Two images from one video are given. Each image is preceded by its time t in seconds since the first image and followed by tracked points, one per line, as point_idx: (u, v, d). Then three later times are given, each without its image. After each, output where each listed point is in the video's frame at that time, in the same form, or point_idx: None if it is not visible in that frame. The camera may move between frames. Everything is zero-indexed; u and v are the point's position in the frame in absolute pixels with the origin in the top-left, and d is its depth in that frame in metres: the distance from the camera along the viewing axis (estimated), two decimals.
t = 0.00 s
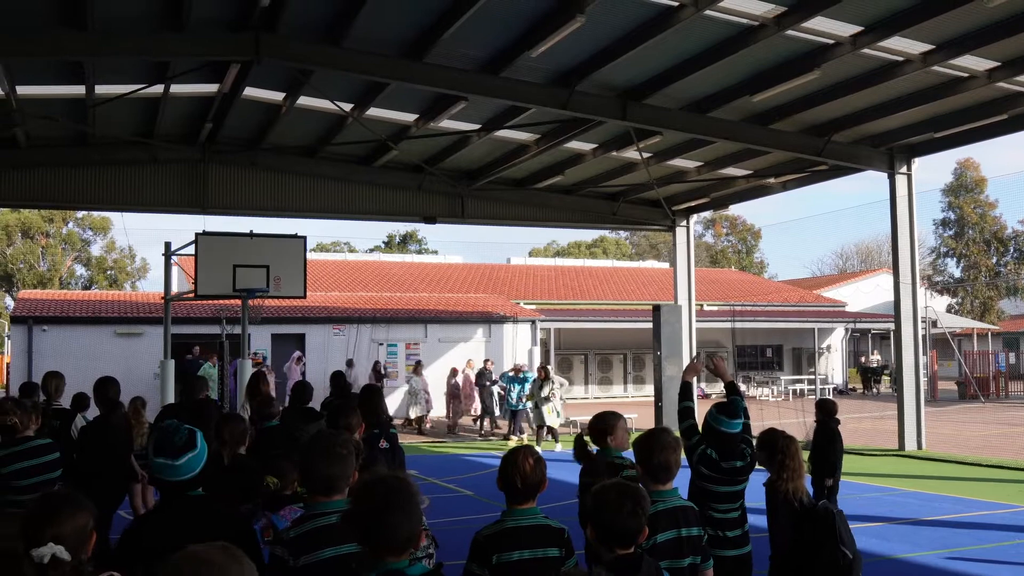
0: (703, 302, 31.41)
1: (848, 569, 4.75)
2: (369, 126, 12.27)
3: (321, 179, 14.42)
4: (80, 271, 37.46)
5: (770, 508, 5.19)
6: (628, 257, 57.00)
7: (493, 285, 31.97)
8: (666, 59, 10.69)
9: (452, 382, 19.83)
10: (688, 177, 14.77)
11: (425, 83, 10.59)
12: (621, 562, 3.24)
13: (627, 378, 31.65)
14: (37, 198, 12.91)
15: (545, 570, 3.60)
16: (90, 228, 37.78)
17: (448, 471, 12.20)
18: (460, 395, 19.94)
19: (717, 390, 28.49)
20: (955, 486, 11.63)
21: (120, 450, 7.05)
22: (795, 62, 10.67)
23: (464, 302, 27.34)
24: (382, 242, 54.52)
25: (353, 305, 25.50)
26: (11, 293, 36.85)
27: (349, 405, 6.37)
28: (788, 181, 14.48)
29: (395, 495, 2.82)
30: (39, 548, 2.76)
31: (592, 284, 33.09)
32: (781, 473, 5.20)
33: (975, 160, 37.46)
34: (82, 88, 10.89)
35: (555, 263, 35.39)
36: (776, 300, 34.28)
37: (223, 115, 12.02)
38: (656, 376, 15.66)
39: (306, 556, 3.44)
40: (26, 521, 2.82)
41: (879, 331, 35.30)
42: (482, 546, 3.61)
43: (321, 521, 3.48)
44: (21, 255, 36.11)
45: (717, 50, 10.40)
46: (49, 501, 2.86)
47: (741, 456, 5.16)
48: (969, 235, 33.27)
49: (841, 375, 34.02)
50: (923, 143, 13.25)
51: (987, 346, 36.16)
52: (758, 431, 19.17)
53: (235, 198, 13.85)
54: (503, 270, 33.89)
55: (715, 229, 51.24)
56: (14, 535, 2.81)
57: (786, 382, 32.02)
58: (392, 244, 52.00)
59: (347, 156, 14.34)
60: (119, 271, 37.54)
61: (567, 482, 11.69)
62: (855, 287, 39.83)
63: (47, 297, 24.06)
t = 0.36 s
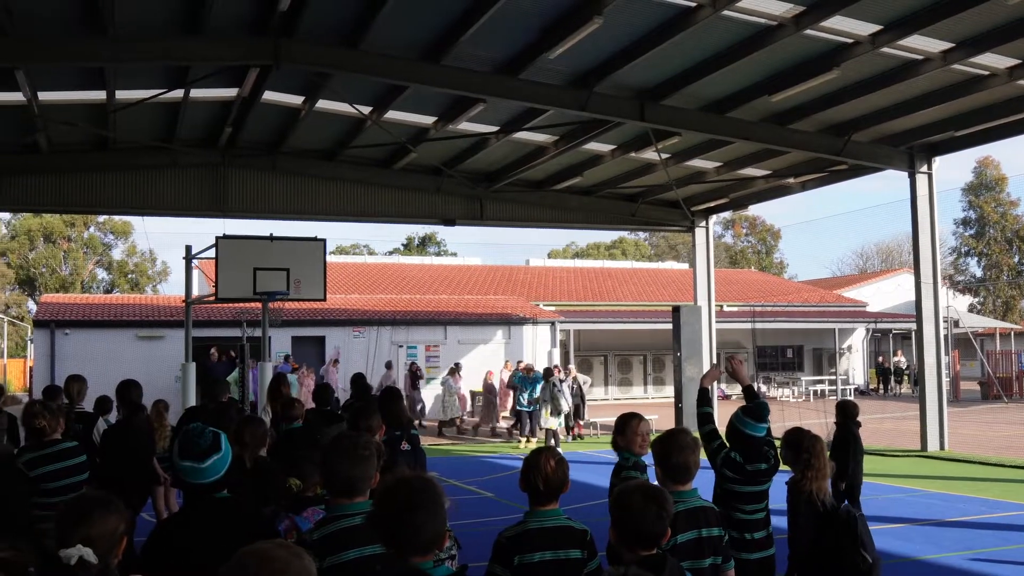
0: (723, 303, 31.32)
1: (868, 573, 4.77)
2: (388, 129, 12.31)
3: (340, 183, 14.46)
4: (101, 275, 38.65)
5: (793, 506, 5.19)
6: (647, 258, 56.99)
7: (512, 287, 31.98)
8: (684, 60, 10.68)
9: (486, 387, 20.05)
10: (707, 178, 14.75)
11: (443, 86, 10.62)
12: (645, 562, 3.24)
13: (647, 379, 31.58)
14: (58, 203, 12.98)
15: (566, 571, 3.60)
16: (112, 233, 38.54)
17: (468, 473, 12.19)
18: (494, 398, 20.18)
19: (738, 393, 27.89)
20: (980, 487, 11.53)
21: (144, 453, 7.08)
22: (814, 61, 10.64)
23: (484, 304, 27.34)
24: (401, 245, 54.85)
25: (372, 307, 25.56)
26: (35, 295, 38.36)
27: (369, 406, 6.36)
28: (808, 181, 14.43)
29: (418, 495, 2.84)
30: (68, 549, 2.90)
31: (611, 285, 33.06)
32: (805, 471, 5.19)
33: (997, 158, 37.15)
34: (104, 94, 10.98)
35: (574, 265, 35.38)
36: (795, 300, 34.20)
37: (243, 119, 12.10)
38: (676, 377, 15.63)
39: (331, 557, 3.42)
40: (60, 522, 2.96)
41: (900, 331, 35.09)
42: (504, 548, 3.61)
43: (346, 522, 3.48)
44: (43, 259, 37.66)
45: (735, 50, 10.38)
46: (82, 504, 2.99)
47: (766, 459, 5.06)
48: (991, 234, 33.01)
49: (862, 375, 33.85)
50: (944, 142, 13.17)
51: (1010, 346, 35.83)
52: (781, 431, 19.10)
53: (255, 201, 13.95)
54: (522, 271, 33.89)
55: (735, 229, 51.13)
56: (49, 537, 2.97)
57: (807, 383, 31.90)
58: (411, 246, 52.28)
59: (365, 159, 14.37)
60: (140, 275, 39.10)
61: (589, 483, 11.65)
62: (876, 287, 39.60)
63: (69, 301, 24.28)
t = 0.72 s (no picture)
0: (747, 304, 31.23)
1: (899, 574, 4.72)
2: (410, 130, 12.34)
3: (362, 185, 14.51)
4: (126, 277, 39.69)
5: (820, 509, 5.16)
6: (669, 259, 56.94)
7: (533, 288, 31.99)
8: (706, 60, 10.65)
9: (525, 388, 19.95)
10: (729, 178, 14.71)
11: (465, 87, 10.63)
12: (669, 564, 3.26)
13: (669, 380, 31.53)
14: (86, 205, 13.14)
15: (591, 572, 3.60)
16: (136, 235, 39.49)
17: (492, 475, 12.20)
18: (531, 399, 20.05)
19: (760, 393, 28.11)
20: (1007, 489, 11.44)
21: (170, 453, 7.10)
22: (837, 60, 10.59)
23: (507, 305, 27.33)
24: (424, 246, 55.08)
25: (394, 309, 25.62)
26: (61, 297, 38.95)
27: (394, 406, 6.37)
28: (831, 181, 14.37)
29: (444, 496, 2.85)
30: (99, 550, 2.97)
31: (633, 286, 33.03)
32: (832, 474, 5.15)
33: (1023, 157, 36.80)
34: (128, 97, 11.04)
35: (595, 266, 35.36)
36: (818, 301, 34.08)
37: (266, 121, 12.16)
38: (699, 378, 15.60)
39: (357, 559, 3.39)
40: (93, 520, 3.04)
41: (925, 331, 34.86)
42: (531, 548, 3.60)
43: (376, 523, 3.45)
44: (69, 261, 38.50)
45: (758, 49, 10.35)
46: (114, 504, 3.07)
47: (788, 455, 5.11)
48: (1017, 234, 32.72)
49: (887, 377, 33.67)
50: (969, 141, 13.07)
51: None
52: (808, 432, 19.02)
53: (278, 203, 14.03)
54: (543, 272, 33.89)
55: (758, 230, 50.97)
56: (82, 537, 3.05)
57: (830, 384, 31.79)
58: (434, 248, 52.50)
59: (388, 161, 14.40)
60: (164, 277, 40.32)
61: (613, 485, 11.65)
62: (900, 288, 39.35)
63: (93, 303, 24.49)
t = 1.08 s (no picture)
0: (772, 303, 31.11)
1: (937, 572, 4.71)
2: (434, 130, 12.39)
3: (387, 184, 14.56)
4: (152, 277, 40.03)
5: (851, 506, 5.14)
6: (693, 258, 56.80)
7: (558, 287, 31.97)
8: (730, 59, 10.64)
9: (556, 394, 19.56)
10: (754, 177, 14.68)
11: (488, 87, 10.66)
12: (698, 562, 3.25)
13: (694, 379, 31.46)
14: (111, 206, 13.28)
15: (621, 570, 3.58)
16: (162, 235, 39.87)
17: (517, 473, 12.22)
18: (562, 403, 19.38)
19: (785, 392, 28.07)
20: None
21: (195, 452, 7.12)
22: (862, 58, 10.54)
23: (531, 304, 27.33)
24: (447, 245, 55.24)
25: (419, 308, 25.66)
26: (87, 297, 39.49)
27: (420, 406, 6.33)
28: (856, 179, 14.31)
29: (472, 494, 2.84)
30: (128, 548, 3.05)
31: (657, 284, 32.97)
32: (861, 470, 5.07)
33: None
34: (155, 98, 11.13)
35: (619, 265, 35.35)
36: (844, 299, 33.90)
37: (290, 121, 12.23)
38: (723, 377, 15.59)
39: (384, 557, 3.35)
40: (121, 519, 3.12)
41: (952, 329, 34.59)
42: (560, 547, 3.60)
43: (402, 521, 3.41)
44: (96, 261, 38.86)
45: (783, 47, 10.31)
46: (140, 503, 3.16)
47: (806, 452, 5.10)
48: None
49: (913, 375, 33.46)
50: (996, 138, 12.97)
51: None
52: (834, 430, 18.95)
53: (303, 202, 14.11)
54: (566, 270, 33.88)
55: (782, 228, 50.70)
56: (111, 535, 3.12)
57: (856, 383, 31.67)
58: (457, 247, 52.66)
59: (412, 160, 14.43)
60: (189, 277, 40.52)
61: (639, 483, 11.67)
62: (926, 286, 39.07)
63: (120, 302, 24.64)
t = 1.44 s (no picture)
0: (796, 300, 31.01)
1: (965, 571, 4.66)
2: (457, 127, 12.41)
3: (411, 181, 14.62)
4: (176, 274, 40.14)
5: (879, 506, 5.10)
6: (716, 254, 56.71)
7: (580, 284, 31.98)
8: (753, 54, 10.59)
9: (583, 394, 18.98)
10: (777, 173, 14.65)
11: (511, 83, 10.65)
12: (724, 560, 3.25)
13: (717, 376, 31.42)
14: (137, 204, 13.39)
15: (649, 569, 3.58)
16: (187, 233, 39.99)
17: (542, 470, 12.26)
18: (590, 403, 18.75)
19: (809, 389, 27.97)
20: None
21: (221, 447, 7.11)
22: (887, 53, 10.47)
23: (554, 301, 27.34)
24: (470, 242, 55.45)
25: (442, 305, 25.72)
26: (113, 294, 39.89)
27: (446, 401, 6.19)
28: (881, 175, 14.23)
29: (496, 490, 2.83)
30: (156, 543, 3.04)
31: (681, 281, 32.94)
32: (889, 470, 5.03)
33: None
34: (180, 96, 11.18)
35: (643, 261, 35.36)
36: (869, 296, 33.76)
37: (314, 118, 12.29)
38: (747, 374, 15.57)
39: (411, 552, 3.38)
40: (145, 515, 3.11)
41: (978, 326, 34.36)
42: (588, 544, 3.60)
43: (425, 517, 3.45)
44: (121, 259, 39.23)
45: (807, 42, 10.26)
46: (166, 498, 3.13)
47: (829, 450, 5.11)
48: None
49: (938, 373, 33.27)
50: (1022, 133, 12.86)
51: None
52: (860, 428, 18.89)
53: (326, 200, 14.20)
54: (589, 267, 33.88)
55: (806, 224, 50.51)
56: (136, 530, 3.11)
57: (881, 380, 31.55)
58: (479, 244, 52.83)
59: (435, 157, 14.46)
60: (214, 274, 40.73)
61: (665, 481, 11.67)
62: (951, 282, 38.81)
63: (144, 300, 24.84)
